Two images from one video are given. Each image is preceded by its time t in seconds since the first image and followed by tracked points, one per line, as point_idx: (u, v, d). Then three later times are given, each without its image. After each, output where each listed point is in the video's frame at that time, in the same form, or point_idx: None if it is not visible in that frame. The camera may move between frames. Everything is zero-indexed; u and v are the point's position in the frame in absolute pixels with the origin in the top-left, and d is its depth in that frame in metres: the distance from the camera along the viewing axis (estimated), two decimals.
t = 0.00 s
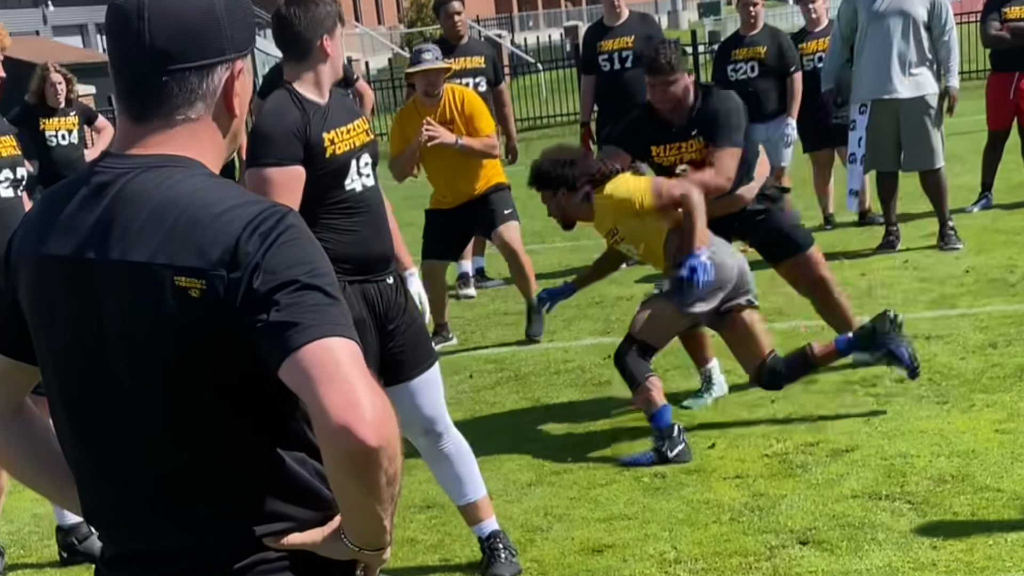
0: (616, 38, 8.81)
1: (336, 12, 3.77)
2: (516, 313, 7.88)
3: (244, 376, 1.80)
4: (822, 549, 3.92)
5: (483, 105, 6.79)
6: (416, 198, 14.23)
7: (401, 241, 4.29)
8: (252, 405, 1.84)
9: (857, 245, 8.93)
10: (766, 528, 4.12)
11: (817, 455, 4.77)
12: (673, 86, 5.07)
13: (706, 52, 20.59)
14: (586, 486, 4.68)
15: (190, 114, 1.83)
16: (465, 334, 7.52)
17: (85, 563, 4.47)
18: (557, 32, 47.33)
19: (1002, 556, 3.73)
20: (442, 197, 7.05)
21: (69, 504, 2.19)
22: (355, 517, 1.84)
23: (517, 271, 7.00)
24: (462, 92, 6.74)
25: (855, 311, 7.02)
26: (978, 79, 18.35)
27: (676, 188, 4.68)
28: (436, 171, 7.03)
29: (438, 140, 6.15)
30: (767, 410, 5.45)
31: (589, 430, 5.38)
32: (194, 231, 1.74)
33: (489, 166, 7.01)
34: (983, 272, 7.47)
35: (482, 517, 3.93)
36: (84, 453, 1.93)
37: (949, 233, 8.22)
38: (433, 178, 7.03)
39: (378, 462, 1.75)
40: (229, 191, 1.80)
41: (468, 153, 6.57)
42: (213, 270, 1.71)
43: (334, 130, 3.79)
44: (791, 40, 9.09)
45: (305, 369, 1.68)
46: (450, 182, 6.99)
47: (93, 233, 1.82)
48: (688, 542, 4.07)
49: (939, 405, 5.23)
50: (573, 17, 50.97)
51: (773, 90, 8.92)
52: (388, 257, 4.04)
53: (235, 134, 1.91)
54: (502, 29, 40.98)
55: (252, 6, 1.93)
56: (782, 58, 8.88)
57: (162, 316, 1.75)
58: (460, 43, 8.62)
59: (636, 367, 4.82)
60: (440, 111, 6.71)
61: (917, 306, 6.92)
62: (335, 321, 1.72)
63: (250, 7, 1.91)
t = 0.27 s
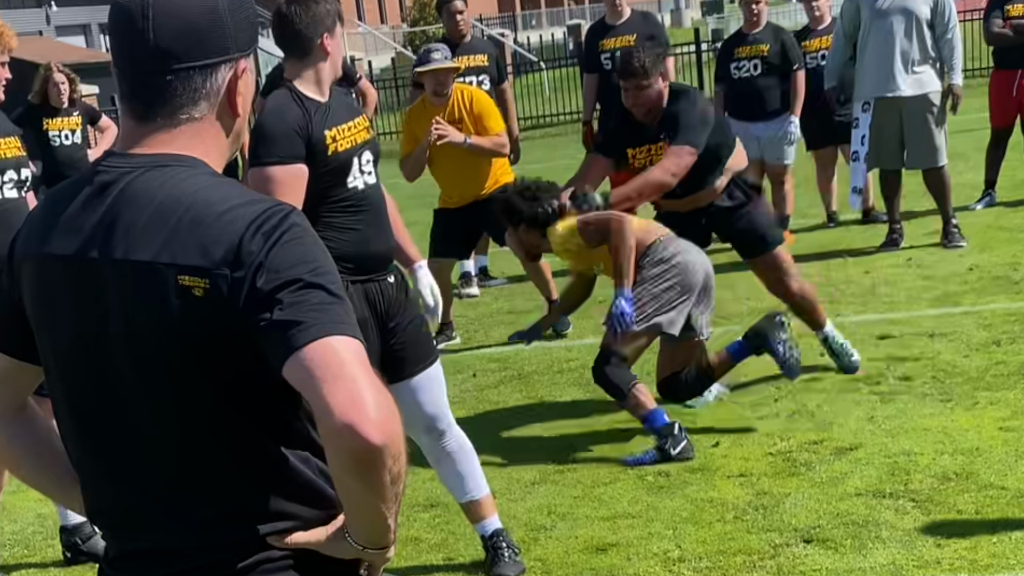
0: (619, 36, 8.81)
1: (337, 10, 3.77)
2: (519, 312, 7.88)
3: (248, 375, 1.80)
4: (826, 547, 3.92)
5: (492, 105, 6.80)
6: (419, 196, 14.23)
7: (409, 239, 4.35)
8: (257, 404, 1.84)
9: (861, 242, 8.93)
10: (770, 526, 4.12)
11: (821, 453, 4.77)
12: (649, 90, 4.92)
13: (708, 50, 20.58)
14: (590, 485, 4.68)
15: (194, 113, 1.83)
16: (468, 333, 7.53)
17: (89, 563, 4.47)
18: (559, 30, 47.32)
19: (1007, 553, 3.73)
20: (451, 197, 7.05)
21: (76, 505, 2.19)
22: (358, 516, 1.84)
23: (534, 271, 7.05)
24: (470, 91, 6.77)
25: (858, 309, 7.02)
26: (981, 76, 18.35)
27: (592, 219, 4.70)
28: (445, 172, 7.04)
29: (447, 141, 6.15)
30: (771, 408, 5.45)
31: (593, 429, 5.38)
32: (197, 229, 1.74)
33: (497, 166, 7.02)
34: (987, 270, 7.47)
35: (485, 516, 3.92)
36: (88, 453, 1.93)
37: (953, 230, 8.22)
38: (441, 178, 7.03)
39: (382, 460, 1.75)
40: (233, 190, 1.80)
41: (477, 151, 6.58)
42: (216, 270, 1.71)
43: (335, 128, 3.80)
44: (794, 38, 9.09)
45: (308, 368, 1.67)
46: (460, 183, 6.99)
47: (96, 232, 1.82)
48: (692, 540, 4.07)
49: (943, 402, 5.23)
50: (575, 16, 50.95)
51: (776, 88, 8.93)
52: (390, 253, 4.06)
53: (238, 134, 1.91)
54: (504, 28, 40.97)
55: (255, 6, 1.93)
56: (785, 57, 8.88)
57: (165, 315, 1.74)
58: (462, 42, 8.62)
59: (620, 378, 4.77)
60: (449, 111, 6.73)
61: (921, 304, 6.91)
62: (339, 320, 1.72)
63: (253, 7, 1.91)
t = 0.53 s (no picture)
0: (620, 35, 8.84)
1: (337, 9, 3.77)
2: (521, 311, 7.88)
3: (251, 375, 1.80)
4: (829, 546, 3.92)
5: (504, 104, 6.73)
6: (421, 195, 14.22)
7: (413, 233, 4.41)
8: (260, 403, 1.84)
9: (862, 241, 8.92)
10: (772, 525, 4.12)
11: (823, 452, 4.77)
12: (617, 101, 4.92)
13: (710, 48, 20.58)
14: (592, 484, 4.68)
15: (196, 113, 1.83)
16: (470, 332, 7.53)
17: (91, 563, 4.47)
18: (560, 29, 47.32)
19: (1009, 551, 3.73)
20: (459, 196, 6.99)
21: (77, 504, 2.19)
22: (361, 514, 1.84)
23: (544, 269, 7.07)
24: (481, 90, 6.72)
25: (860, 307, 7.02)
26: (982, 74, 18.35)
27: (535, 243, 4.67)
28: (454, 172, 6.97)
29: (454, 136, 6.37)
30: (773, 407, 5.45)
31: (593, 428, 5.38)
32: (199, 228, 1.74)
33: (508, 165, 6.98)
34: (989, 268, 7.46)
35: (485, 513, 3.93)
36: (89, 453, 1.93)
37: (955, 229, 8.22)
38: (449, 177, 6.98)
39: (385, 459, 1.75)
40: (235, 189, 1.80)
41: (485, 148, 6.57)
42: (218, 269, 1.71)
43: (337, 127, 3.80)
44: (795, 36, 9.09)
45: (311, 367, 1.67)
46: (468, 182, 6.94)
47: (98, 231, 1.82)
48: (694, 539, 4.07)
49: (945, 400, 5.22)
50: (577, 15, 50.96)
51: (778, 86, 8.93)
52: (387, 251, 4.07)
53: (239, 133, 1.91)
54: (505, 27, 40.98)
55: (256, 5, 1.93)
56: (787, 55, 8.85)
57: (167, 313, 1.74)
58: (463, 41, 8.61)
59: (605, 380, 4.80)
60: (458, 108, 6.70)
61: (923, 302, 6.91)
62: (342, 318, 1.72)
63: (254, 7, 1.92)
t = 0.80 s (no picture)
0: (619, 34, 8.85)
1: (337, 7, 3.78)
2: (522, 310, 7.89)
3: (252, 375, 1.80)
4: (830, 545, 3.92)
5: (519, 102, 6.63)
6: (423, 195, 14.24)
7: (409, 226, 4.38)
8: (261, 403, 1.84)
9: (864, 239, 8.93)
10: (773, 524, 4.12)
11: (824, 451, 4.77)
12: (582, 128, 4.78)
13: (712, 48, 20.60)
14: (593, 483, 4.69)
15: (198, 114, 1.84)
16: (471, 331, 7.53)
17: (93, 562, 4.48)
18: (562, 29, 47.33)
19: (1009, 550, 3.74)
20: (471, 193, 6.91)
21: (78, 504, 2.20)
22: (363, 514, 1.85)
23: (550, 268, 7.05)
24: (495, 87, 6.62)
25: (861, 306, 7.02)
26: (984, 73, 18.36)
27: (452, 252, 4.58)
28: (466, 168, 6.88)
29: (464, 131, 6.38)
30: (774, 407, 5.45)
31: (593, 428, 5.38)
32: (201, 228, 1.74)
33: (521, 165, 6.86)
34: (990, 267, 7.47)
35: (484, 511, 3.94)
36: (90, 452, 1.93)
37: (956, 227, 8.22)
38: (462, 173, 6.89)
39: (387, 459, 1.75)
40: (237, 190, 1.80)
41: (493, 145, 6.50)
42: (220, 269, 1.72)
43: (339, 125, 3.80)
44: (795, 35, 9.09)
45: (312, 367, 1.68)
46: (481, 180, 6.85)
47: (99, 232, 1.82)
48: (695, 538, 4.07)
49: (946, 399, 5.23)
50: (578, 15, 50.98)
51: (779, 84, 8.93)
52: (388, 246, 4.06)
53: (241, 134, 1.92)
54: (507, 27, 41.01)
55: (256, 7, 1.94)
56: (788, 53, 8.85)
57: (168, 313, 1.75)
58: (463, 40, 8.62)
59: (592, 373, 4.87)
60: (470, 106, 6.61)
61: (924, 301, 6.92)
62: (343, 319, 1.73)
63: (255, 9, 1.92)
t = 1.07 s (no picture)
0: (619, 34, 8.82)
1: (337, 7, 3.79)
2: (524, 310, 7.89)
3: (254, 376, 1.81)
4: (830, 544, 3.93)
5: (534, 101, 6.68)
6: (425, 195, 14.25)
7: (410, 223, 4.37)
8: (262, 403, 1.85)
9: (865, 238, 8.93)
10: (773, 524, 4.13)
11: (824, 450, 4.78)
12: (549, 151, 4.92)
13: (714, 47, 20.60)
14: (595, 482, 4.70)
15: (199, 115, 1.84)
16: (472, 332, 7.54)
17: (95, 563, 4.48)
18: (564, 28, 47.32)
19: (1009, 548, 3.74)
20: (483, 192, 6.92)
21: (79, 505, 2.21)
22: (363, 515, 1.86)
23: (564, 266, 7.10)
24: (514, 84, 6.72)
25: (861, 305, 7.03)
26: (986, 72, 18.35)
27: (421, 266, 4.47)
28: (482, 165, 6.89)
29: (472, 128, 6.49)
30: (775, 406, 5.46)
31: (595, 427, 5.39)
32: (202, 229, 1.75)
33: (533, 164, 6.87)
34: (991, 265, 7.47)
35: (483, 508, 3.94)
36: (90, 452, 1.94)
37: (958, 226, 8.23)
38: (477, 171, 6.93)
39: (389, 459, 1.76)
40: (238, 191, 1.81)
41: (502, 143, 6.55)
42: (221, 270, 1.72)
43: (342, 124, 3.82)
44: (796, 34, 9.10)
45: (314, 368, 1.69)
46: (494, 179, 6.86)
47: (100, 233, 1.83)
48: (696, 537, 4.08)
49: (946, 399, 5.23)
50: (580, 15, 50.97)
51: (779, 83, 8.94)
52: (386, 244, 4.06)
53: (241, 135, 1.93)
54: (509, 27, 40.99)
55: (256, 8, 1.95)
56: (788, 53, 8.87)
57: (169, 313, 1.76)
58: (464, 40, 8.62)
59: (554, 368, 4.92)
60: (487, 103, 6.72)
61: (925, 300, 6.92)
62: (345, 319, 1.73)
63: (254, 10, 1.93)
